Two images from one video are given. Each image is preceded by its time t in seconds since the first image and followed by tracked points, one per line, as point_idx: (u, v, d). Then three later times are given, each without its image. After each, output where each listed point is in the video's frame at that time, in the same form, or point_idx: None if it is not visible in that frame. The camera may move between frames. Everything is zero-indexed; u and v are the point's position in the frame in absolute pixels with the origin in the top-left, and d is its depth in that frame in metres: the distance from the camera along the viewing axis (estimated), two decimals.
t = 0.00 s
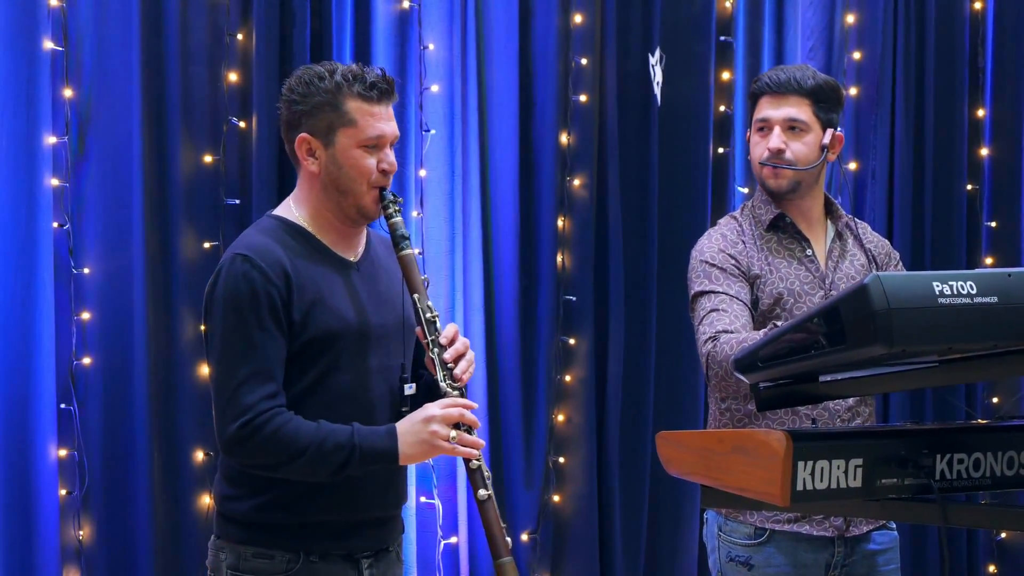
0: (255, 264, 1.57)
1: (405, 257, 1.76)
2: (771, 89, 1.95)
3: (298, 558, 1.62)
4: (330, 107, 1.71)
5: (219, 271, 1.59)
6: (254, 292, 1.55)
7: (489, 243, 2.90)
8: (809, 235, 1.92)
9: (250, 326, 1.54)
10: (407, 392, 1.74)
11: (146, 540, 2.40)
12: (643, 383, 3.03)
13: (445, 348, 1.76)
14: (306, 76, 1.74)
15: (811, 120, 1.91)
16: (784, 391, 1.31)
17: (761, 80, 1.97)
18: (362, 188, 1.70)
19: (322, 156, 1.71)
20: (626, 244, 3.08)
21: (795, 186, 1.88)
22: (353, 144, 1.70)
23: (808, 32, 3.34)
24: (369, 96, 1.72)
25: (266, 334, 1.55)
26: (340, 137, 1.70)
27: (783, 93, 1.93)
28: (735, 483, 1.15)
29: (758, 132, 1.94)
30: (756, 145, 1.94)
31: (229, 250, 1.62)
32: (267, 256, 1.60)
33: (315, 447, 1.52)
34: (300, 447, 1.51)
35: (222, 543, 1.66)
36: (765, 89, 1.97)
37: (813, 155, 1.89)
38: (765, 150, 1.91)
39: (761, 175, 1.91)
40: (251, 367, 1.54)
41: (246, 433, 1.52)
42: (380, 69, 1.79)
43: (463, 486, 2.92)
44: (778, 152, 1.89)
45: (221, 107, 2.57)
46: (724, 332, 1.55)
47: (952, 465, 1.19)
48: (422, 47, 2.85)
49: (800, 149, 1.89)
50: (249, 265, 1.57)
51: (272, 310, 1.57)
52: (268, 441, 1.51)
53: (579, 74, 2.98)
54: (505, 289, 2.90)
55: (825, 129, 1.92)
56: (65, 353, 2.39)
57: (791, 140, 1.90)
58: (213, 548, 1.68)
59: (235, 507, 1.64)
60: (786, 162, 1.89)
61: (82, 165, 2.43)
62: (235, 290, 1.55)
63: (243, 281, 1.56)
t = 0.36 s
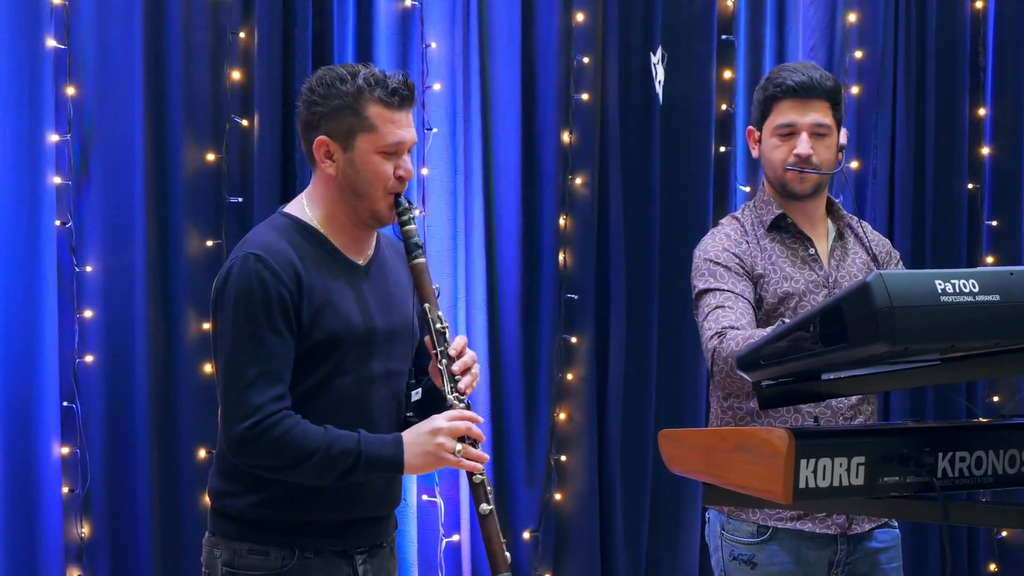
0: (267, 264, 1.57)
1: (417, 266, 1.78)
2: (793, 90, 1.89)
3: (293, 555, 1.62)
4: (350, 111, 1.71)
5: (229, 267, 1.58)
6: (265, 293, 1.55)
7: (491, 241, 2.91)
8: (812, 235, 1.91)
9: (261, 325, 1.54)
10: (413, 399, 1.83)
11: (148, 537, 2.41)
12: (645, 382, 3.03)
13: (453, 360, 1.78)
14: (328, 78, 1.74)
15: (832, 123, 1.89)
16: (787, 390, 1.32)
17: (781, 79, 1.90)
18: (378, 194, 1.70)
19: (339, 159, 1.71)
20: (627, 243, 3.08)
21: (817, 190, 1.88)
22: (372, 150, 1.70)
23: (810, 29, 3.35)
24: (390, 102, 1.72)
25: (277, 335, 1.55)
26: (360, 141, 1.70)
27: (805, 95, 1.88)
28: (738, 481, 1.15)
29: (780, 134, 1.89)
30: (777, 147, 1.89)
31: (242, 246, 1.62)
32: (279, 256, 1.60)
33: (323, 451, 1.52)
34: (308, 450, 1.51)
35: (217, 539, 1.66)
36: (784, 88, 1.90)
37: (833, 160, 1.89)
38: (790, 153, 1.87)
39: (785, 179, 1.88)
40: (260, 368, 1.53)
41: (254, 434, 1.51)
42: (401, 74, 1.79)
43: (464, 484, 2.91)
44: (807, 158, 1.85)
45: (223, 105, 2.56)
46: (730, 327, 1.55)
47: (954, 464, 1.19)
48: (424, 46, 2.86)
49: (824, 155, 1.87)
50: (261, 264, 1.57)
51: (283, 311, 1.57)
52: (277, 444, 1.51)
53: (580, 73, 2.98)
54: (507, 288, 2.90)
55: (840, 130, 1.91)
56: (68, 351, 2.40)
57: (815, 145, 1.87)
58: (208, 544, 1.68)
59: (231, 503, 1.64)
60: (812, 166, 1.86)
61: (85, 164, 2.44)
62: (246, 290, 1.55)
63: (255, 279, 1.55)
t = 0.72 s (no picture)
0: (274, 269, 1.57)
1: (424, 279, 1.78)
2: (807, 90, 1.89)
3: (288, 554, 1.62)
4: (367, 120, 1.70)
5: (238, 268, 1.58)
6: (271, 298, 1.55)
7: (494, 238, 2.91)
8: (816, 234, 1.91)
9: (266, 331, 1.54)
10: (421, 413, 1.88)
11: (151, 535, 2.41)
12: (647, 380, 3.04)
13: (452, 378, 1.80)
14: (348, 84, 1.73)
15: (843, 122, 1.91)
16: (791, 388, 1.31)
17: (795, 78, 1.90)
18: (389, 205, 1.70)
19: (353, 167, 1.70)
20: (629, 241, 3.08)
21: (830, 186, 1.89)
22: (386, 161, 1.69)
23: (812, 28, 3.35)
24: (408, 113, 1.71)
25: (280, 341, 1.55)
26: (375, 152, 1.69)
27: (819, 94, 1.89)
28: (741, 479, 1.15)
29: (795, 133, 1.89)
30: (791, 146, 1.89)
31: (251, 248, 1.62)
32: (286, 260, 1.60)
33: (315, 460, 1.52)
34: (299, 459, 1.52)
35: (212, 539, 1.66)
36: (798, 88, 1.90)
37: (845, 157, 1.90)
38: (806, 151, 1.87)
39: (800, 178, 1.88)
40: (261, 373, 1.54)
41: (248, 438, 1.51)
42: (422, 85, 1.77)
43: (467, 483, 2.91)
44: (823, 156, 1.85)
45: (225, 103, 2.56)
46: (745, 315, 1.54)
47: (957, 461, 1.19)
48: (426, 44, 2.86)
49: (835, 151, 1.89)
50: (269, 268, 1.57)
51: (287, 318, 1.57)
52: (268, 451, 1.51)
53: (582, 71, 2.98)
54: (509, 287, 2.91)
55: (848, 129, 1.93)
56: (70, 349, 2.39)
57: (829, 144, 1.88)
58: (204, 544, 1.68)
59: (224, 503, 1.64)
60: (827, 164, 1.86)
61: (87, 162, 2.43)
62: (252, 292, 1.55)
63: (262, 282, 1.55)
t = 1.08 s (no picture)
0: (272, 285, 1.57)
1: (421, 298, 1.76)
2: (813, 90, 1.88)
3: (283, 563, 1.62)
4: (370, 136, 1.68)
5: (237, 280, 1.58)
6: (267, 314, 1.55)
7: (494, 231, 2.91)
8: (817, 234, 1.92)
9: (262, 348, 1.54)
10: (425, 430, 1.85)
11: (152, 535, 2.41)
12: (647, 379, 3.04)
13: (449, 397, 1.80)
14: (354, 99, 1.72)
15: (847, 123, 1.90)
16: (793, 386, 1.31)
17: (801, 78, 1.89)
18: (387, 221, 1.69)
19: (353, 181, 1.69)
20: (630, 240, 3.08)
21: (832, 188, 1.89)
22: (386, 178, 1.68)
23: (812, 28, 3.35)
24: (411, 132, 1.69)
25: (275, 358, 1.55)
26: (374, 168, 1.68)
27: (824, 95, 1.88)
28: (743, 478, 1.15)
29: (799, 134, 1.88)
30: (794, 148, 1.88)
31: (249, 263, 1.62)
32: (284, 275, 1.60)
33: (308, 477, 1.53)
34: (293, 476, 1.52)
35: (209, 553, 1.65)
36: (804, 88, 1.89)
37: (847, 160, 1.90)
38: (807, 155, 1.87)
39: (801, 179, 1.88)
40: (256, 389, 1.54)
41: (242, 455, 1.52)
42: (429, 103, 1.75)
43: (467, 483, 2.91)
44: (825, 158, 1.85)
45: (226, 102, 2.56)
46: (746, 314, 1.54)
47: (960, 460, 1.19)
48: (427, 43, 2.86)
49: (840, 153, 1.88)
50: (266, 284, 1.57)
51: (283, 333, 1.57)
52: (262, 466, 1.52)
53: (583, 70, 2.98)
54: (511, 285, 2.91)
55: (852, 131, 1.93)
56: (70, 348, 2.39)
57: (832, 145, 1.87)
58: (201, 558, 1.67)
59: (219, 514, 1.64)
60: (830, 166, 1.86)
61: (87, 161, 2.43)
62: (248, 308, 1.55)
63: (259, 299, 1.55)
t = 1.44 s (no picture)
0: (266, 297, 1.57)
1: (412, 305, 1.76)
2: (789, 90, 1.94)
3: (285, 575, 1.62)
4: (361, 145, 1.69)
5: (229, 296, 1.58)
6: (262, 325, 1.55)
7: (496, 232, 2.91)
8: (822, 235, 1.91)
9: (257, 361, 1.53)
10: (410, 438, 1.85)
11: (155, 536, 2.41)
12: (650, 379, 3.04)
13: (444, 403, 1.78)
14: (346, 107, 1.73)
15: (829, 122, 1.92)
16: (798, 388, 1.30)
17: (777, 81, 1.96)
18: (377, 230, 1.69)
19: (344, 189, 1.70)
20: (633, 241, 3.08)
21: (812, 189, 1.88)
22: (377, 187, 1.68)
23: (815, 28, 3.34)
24: (402, 141, 1.70)
25: (271, 369, 1.55)
26: (366, 176, 1.68)
27: (800, 94, 1.93)
28: (750, 480, 1.15)
29: (774, 133, 1.94)
30: (773, 147, 1.94)
31: (242, 276, 1.61)
32: (277, 287, 1.60)
33: (306, 487, 1.52)
34: (291, 487, 1.51)
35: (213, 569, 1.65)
36: (781, 90, 1.96)
37: (830, 159, 1.91)
38: (782, 152, 1.91)
39: (778, 177, 1.91)
40: (252, 403, 1.53)
41: (239, 467, 1.51)
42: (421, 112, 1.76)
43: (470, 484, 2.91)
44: (797, 155, 1.89)
45: (230, 101, 2.56)
46: (738, 332, 1.55)
47: (966, 462, 1.18)
48: (430, 42, 2.86)
49: (818, 152, 1.90)
50: (260, 297, 1.56)
51: (278, 345, 1.56)
52: (260, 478, 1.51)
53: (586, 69, 2.98)
54: (512, 284, 2.91)
55: (841, 132, 1.93)
56: (72, 348, 2.40)
57: (808, 142, 1.91)
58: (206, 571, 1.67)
59: (221, 529, 1.64)
60: (803, 163, 1.89)
61: (90, 161, 2.44)
62: (243, 322, 1.54)
63: (253, 312, 1.55)
